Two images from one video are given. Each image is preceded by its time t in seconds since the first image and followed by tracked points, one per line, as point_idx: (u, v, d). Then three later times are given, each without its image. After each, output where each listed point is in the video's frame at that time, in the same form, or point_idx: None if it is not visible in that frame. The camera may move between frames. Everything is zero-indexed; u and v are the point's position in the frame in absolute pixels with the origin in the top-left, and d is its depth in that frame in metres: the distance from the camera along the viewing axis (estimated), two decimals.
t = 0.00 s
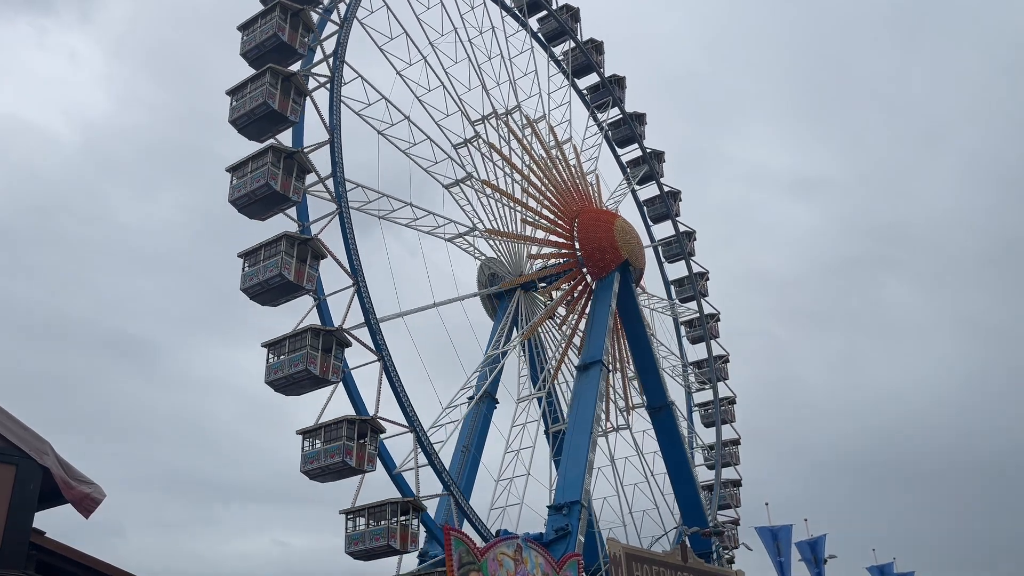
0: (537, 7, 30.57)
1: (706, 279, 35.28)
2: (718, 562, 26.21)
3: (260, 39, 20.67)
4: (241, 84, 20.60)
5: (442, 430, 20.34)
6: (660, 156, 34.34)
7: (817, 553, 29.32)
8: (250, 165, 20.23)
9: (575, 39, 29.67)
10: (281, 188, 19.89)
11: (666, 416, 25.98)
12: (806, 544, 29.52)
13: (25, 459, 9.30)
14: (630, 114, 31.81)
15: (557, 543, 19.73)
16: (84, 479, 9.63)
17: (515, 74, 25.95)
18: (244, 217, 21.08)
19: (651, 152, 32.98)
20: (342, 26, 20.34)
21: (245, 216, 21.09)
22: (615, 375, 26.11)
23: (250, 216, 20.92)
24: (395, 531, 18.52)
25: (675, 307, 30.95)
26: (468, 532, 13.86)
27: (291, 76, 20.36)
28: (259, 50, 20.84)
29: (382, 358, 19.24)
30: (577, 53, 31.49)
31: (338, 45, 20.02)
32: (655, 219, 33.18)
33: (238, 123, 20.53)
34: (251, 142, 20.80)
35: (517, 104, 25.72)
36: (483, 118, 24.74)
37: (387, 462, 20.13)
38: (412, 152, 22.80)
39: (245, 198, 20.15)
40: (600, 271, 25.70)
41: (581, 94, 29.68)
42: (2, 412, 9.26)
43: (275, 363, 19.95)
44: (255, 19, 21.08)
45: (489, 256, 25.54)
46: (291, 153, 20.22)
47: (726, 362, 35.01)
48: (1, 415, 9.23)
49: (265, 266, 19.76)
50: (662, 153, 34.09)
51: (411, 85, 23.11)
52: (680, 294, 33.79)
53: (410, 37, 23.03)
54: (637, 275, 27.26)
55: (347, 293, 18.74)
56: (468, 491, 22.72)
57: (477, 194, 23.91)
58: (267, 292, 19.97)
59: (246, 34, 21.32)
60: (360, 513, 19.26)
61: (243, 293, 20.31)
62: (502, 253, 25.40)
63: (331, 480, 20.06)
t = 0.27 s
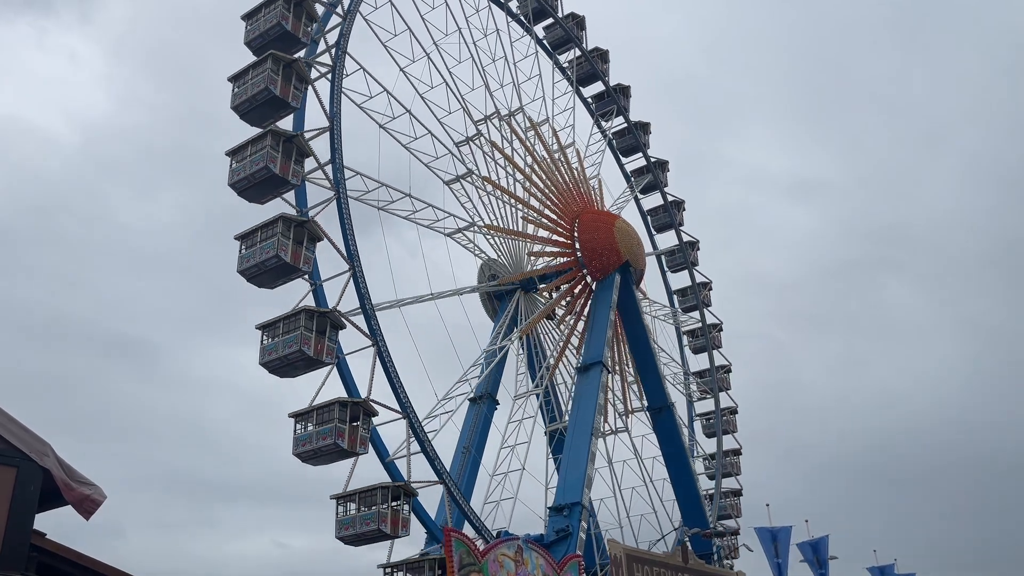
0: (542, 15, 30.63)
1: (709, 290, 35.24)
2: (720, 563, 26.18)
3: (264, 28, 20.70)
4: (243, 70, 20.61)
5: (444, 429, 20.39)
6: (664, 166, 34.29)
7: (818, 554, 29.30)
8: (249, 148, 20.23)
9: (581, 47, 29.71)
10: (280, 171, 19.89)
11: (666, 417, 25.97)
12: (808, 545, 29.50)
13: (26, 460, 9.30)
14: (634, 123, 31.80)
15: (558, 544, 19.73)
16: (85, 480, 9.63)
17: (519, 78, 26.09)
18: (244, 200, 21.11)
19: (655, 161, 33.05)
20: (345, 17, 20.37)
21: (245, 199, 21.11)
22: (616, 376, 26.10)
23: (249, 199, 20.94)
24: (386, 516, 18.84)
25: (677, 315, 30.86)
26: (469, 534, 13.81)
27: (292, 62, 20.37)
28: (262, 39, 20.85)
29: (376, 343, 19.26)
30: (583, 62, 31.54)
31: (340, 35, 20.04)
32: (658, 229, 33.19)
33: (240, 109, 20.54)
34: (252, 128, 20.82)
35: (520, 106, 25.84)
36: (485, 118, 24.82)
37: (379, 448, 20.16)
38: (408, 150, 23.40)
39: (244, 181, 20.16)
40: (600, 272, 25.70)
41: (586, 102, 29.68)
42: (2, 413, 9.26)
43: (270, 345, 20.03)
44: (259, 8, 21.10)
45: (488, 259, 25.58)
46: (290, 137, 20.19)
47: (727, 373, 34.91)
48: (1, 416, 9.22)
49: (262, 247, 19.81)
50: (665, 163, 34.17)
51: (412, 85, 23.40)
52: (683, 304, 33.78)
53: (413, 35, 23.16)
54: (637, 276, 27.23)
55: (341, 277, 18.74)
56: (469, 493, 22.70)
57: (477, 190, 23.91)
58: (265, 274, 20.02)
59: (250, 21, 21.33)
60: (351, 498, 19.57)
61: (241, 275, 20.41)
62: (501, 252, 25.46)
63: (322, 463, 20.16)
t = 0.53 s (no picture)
0: (548, 22, 30.64)
1: (713, 299, 35.32)
2: (720, 563, 26.15)
3: (268, 17, 20.66)
4: (244, 56, 20.61)
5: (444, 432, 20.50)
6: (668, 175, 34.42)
7: (819, 555, 29.30)
8: (249, 132, 20.22)
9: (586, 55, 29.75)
10: (280, 154, 19.91)
11: (667, 418, 25.97)
12: (808, 546, 29.50)
13: (26, 462, 9.30)
14: (639, 132, 31.90)
15: (558, 546, 19.73)
16: (86, 481, 9.63)
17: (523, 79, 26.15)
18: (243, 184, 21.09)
19: (659, 169, 33.13)
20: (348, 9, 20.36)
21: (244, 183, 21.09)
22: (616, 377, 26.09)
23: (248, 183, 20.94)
24: (376, 498, 19.04)
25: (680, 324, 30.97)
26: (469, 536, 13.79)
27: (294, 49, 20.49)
28: (266, 28, 20.80)
29: (370, 327, 19.27)
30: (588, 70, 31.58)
31: (344, 27, 20.04)
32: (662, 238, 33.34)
33: (242, 95, 20.50)
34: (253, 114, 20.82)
35: (523, 105, 25.77)
36: (488, 116, 24.86)
37: (373, 433, 20.37)
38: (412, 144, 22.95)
39: (244, 164, 20.15)
40: (600, 273, 25.69)
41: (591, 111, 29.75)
42: (2, 414, 9.26)
43: (263, 326, 19.92)
44: None
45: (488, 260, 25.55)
46: (289, 120, 20.26)
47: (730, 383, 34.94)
48: (2, 417, 9.22)
49: (258, 228, 19.83)
50: (669, 171, 34.29)
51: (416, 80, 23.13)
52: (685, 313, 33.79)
53: (417, 32, 23.18)
54: (637, 276, 27.23)
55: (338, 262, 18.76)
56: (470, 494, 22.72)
57: (477, 185, 23.86)
58: (261, 255, 20.01)
59: (253, 13, 21.34)
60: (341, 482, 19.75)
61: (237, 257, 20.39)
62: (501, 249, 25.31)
63: (315, 446, 20.25)
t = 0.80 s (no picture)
0: (554, 28, 30.69)
1: (716, 307, 35.35)
2: (720, 563, 26.14)
3: (272, 6, 20.77)
4: (247, 42, 20.67)
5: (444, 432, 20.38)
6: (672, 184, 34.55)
7: (819, 554, 29.30)
8: (249, 115, 20.22)
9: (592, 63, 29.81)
10: (280, 137, 19.91)
11: (667, 417, 25.96)
12: (808, 545, 29.49)
13: (26, 462, 9.29)
14: (643, 141, 31.97)
15: (559, 545, 19.73)
16: (86, 482, 9.62)
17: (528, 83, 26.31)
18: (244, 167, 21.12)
19: (663, 178, 33.21)
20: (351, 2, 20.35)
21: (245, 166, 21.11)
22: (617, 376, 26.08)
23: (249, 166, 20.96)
24: (367, 480, 19.10)
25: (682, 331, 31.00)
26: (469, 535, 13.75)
27: (296, 35, 20.53)
28: (270, 17, 20.98)
29: (364, 309, 19.30)
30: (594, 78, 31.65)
31: (346, 17, 20.01)
32: (665, 246, 33.42)
33: (245, 81, 20.62)
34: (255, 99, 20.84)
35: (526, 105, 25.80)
36: (492, 116, 24.95)
37: (364, 414, 20.36)
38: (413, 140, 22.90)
39: (244, 147, 20.15)
40: (600, 272, 25.68)
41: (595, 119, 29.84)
42: (2, 414, 9.25)
43: (259, 306, 20.07)
44: None
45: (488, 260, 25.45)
46: (289, 103, 20.26)
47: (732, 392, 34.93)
48: (1, 417, 9.21)
49: (255, 210, 19.82)
50: (672, 179, 34.38)
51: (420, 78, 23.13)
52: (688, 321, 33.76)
53: (421, 27, 23.33)
54: (637, 276, 27.21)
55: (335, 244, 18.77)
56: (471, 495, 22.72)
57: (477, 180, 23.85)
58: (258, 236, 20.04)
59: (259, 2, 21.45)
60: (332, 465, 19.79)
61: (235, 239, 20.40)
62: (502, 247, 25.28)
63: (309, 427, 20.34)
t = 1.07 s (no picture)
0: (560, 34, 30.77)
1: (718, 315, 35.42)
2: (721, 562, 26.13)
3: None
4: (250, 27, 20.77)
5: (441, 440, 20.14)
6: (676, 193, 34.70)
7: (819, 553, 29.30)
8: (249, 98, 20.21)
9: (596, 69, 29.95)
10: (280, 120, 19.92)
11: (667, 417, 25.97)
12: (809, 544, 29.49)
13: (26, 462, 9.29)
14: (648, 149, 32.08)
15: (559, 545, 19.73)
16: (86, 481, 9.61)
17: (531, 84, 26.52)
18: (245, 150, 21.17)
19: (667, 186, 33.37)
20: None
21: (246, 149, 21.16)
22: (617, 374, 26.09)
23: (250, 148, 21.01)
24: (358, 461, 19.13)
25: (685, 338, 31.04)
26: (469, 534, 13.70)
27: (298, 21, 20.61)
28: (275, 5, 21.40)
29: (359, 293, 19.27)
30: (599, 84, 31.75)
31: (349, 7, 20.02)
32: (668, 254, 33.50)
33: (247, 66, 20.71)
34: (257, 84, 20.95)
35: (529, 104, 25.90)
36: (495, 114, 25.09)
37: (353, 390, 20.30)
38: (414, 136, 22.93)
39: (245, 130, 20.16)
40: (601, 271, 25.68)
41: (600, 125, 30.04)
42: (2, 414, 9.25)
43: (254, 286, 20.08)
44: None
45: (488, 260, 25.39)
46: (288, 86, 20.26)
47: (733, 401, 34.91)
48: (1, 416, 9.21)
49: (254, 190, 19.86)
50: (676, 187, 34.55)
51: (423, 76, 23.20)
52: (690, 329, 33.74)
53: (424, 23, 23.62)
54: (637, 275, 27.22)
55: (330, 228, 18.73)
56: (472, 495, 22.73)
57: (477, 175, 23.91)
58: (256, 217, 20.08)
59: None
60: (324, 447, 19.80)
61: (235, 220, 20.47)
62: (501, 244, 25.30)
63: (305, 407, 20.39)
